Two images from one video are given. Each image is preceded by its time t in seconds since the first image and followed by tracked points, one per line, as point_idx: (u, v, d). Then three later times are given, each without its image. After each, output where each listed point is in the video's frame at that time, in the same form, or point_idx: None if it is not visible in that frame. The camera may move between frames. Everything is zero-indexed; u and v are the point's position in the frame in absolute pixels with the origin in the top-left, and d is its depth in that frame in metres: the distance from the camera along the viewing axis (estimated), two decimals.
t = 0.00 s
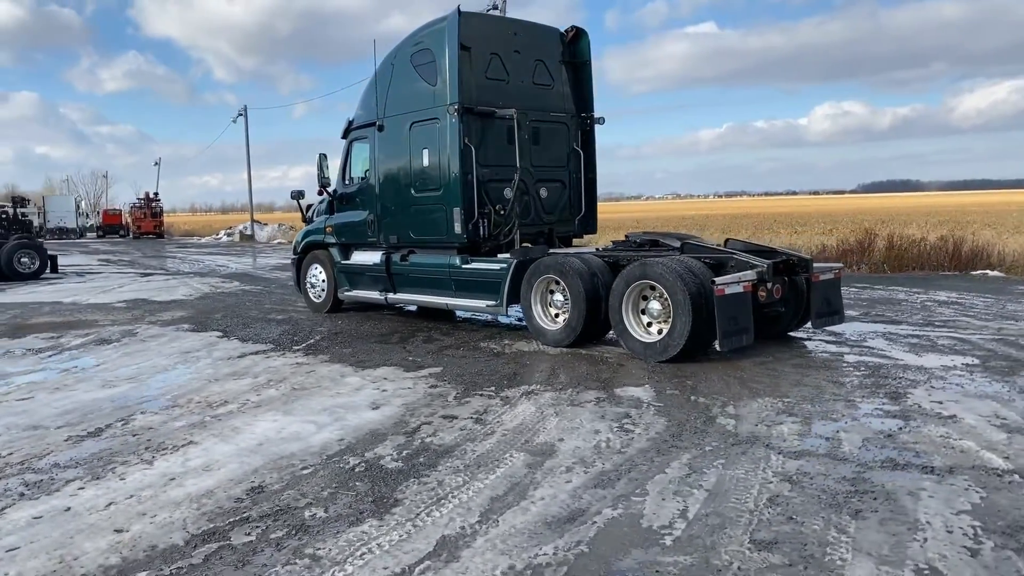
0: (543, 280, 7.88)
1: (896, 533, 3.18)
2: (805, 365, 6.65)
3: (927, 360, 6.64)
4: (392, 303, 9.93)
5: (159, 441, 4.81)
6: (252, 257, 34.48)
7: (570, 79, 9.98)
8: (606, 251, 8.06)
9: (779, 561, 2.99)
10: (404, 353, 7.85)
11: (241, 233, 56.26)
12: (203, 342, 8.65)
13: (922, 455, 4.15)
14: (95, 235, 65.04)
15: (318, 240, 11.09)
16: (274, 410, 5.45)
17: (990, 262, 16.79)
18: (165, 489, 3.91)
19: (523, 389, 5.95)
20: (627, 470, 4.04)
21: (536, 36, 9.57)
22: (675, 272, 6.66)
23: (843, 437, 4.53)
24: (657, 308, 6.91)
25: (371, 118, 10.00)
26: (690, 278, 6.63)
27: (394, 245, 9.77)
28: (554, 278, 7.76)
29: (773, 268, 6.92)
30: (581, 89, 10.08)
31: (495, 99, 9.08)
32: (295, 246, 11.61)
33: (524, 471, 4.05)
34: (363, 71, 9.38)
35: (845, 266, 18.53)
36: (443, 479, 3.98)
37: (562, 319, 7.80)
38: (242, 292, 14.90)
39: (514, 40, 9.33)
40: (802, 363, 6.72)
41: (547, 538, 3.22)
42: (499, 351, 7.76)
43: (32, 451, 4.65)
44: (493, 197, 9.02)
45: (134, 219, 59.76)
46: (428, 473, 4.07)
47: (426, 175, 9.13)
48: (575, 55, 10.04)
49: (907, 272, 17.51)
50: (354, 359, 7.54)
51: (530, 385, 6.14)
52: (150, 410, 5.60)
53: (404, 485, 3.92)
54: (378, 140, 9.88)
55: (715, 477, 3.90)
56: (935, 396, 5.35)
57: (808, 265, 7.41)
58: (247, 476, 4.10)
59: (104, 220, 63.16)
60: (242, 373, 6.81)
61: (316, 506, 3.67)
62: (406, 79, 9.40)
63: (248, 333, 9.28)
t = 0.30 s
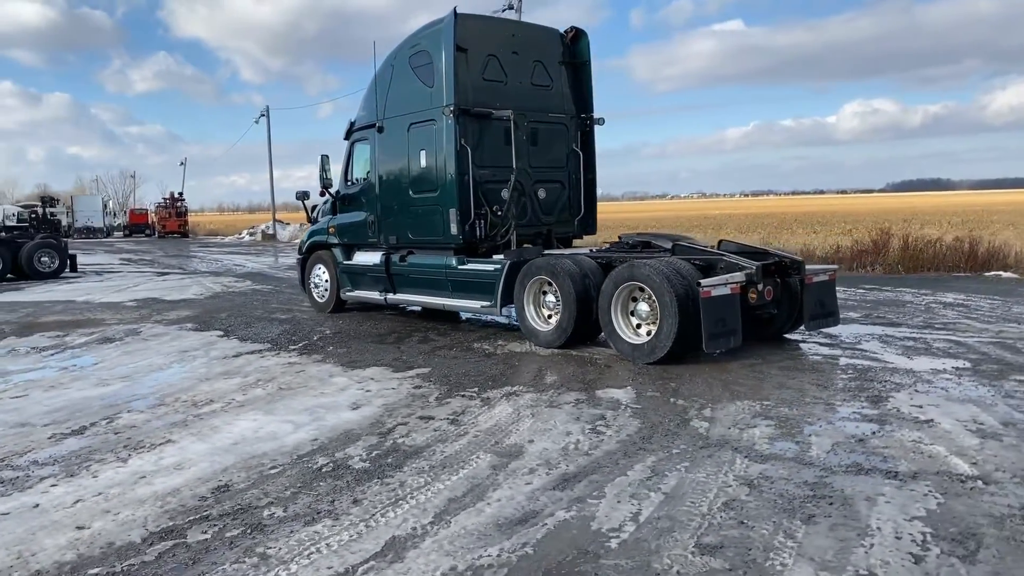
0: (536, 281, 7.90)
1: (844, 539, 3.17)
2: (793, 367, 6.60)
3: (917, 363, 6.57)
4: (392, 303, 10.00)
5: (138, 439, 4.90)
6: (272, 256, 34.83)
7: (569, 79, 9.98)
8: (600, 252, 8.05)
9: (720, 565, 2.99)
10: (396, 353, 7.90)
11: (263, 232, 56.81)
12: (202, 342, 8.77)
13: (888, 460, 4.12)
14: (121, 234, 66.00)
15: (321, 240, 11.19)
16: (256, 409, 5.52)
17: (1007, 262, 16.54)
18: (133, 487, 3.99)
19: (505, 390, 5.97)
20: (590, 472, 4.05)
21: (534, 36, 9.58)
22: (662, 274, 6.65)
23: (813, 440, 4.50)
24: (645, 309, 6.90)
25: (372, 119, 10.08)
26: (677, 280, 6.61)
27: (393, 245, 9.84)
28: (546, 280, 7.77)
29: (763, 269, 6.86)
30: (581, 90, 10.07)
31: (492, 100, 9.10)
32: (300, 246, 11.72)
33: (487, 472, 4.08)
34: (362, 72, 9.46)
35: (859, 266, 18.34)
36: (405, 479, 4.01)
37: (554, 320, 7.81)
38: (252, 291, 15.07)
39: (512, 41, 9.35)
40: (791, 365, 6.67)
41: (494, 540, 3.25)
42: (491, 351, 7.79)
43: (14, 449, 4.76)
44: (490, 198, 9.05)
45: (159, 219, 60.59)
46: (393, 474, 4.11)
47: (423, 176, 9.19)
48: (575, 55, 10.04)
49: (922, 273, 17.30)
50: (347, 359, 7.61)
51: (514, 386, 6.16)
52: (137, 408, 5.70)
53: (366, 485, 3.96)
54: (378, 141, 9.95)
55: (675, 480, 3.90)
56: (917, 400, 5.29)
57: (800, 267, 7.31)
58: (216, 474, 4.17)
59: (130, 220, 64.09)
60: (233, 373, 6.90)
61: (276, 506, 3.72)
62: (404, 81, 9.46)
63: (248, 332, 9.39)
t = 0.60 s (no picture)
0: (526, 280, 7.95)
1: (789, 535, 3.20)
2: (778, 366, 6.60)
3: (903, 363, 6.55)
4: (390, 302, 10.09)
5: (120, 433, 5.01)
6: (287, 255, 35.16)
7: (567, 79, 10.01)
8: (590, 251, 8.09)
9: (660, 559, 3.03)
10: (388, 351, 7.98)
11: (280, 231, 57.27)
12: (200, 339, 8.91)
13: (851, 458, 4.13)
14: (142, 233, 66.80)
15: (322, 239, 11.31)
16: (239, 405, 5.62)
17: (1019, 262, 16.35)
18: (106, 480, 4.10)
19: (486, 388, 6.03)
20: (553, 469, 4.10)
21: (531, 36, 9.63)
22: (647, 273, 6.68)
23: (781, 439, 4.52)
24: (631, 308, 6.94)
25: (370, 119, 10.17)
26: (661, 278, 6.64)
27: (391, 244, 9.93)
28: (536, 278, 7.82)
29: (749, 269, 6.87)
30: (578, 89, 10.10)
31: (487, 100, 9.16)
32: (303, 245, 11.85)
33: (451, 467, 4.14)
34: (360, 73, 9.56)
35: (869, 266, 18.20)
36: (370, 474, 4.08)
37: (544, 319, 7.86)
38: (259, 290, 15.22)
39: (508, 41, 9.40)
40: (775, 364, 6.68)
41: (443, 533, 3.31)
42: (481, 349, 7.85)
43: None
44: (485, 197, 9.12)
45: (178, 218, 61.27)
46: (360, 468, 4.19)
47: (419, 175, 9.27)
48: (573, 55, 10.07)
49: (932, 272, 17.14)
50: (338, 356, 7.70)
51: (496, 384, 6.22)
52: (124, 404, 5.82)
53: (331, 479, 4.03)
54: (376, 140, 10.04)
55: (634, 477, 3.93)
56: (893, 400, 5.29)
57: (789, 266, 7.32)
58: (187, 468, 4.26)
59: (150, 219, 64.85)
60: (223, 369, 7.02)
61: (240, 499, 3.81)
62: (401, 81, 9.55)
63: (247, 330, 9.53)
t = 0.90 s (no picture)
0: (517, 282, 8.01)
1: (733, 538, 3.24)
2: (762, 368, 6.63)
3: (887, 366, 6.55)
4: (388, 303, 10.21)
5: (104, 431, 5.14)
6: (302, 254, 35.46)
7: (564, 81, 10.06)
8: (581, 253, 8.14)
9: (602, 560, 3.08)
10: (381, 351, 8.08)
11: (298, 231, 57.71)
12: (200, 339, 9.06)
13: (812, 462, 4.16)
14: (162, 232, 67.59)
15: (324, 240, 11.44)
16: (223, 405, 5.74)
17: None
18: (82, 477, 4.21)
19: (469, 389, 6.10)
20: (516, 470, 4.17)
21: (527, 39, 9.70)
22: (631, 275, 6.73)
23: (747, 442, 4.56)
24: (618, 310, 7.00)
25: (369, 121, 10.29)
26: (646, 281, 6.68)
27: (389, 246, 10.04)
28: (526, 280, 7.89)
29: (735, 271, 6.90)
30: (576, 91, 10.15)
31: (482, 103, 9.24)
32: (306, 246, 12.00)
33: (417, 468, 4.21)
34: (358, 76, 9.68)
35: (879, 266, 18.08)
36: (337, 474, 4.17)
37: (534, 320, 7.92)
38: (267, 290, 15.40)
39: (503, 44, 9.47)
40: (760, 366, 6.70)
41: (396, 532, 3.38)
42: (472, 351, 7.93)
43: None
44: (480, 199, 9.20)
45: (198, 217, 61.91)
46: (328, 468, 4.28)
47: (416, 178, 9.37)
48: (570, 57, 10.12)
49: (942, 273, 16.99)
50: (330, 356, 7.81)
51: (479, 385, 6.29)
52: (113, 403, 5.95)
53: (299, 479, 4.12)
54: (375, 143, 10.15)
55: (594, 479, 3.99)
56: (868, 404, 5.30)
57: (776, 269, 7.29)
58: (162, 467, 4.37)
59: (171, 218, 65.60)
60: (216, 369, 7.14)
61: (207, 497, 3.90)
62: (399, 84, 9.65)
63: (246, 330, 9.67)
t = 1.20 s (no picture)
0: (511, 281, 8.02)
1: (692, 538, 3.24)
2: (752, 368, 6.59)
3: (878, 367, 6.50)
4: (387, 302, 10.26)
5: (89, 428, 5.20)
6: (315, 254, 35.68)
7: (563, 81, 10.06)
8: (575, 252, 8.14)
9: (557, 559, 3.09)
10: (375, 350, 8.12)
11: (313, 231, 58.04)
12: (199, 337, 9.15)
13: (785, 462, 4.14)
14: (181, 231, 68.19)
15: (326, 240, 11.52)
16: (210, 403, 5.79)
17: None
18: (61, 473, 4.28)
19: (455, 388, 6.12)
20: (487, 468, 4.18)
21: (525, 38, 9.70)
22: (621, 275, 6.73)
23: (722, 442, 4.55)
24: (608, 309, 6.99)
25: (369, 121, 10.33)
26: (636, 280, 6.67)
27: (388, 245, 10.09)
28: (519, 280, 7.89)
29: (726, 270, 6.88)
30: (575, 91, 10.14)
31: (479, 103, 9.26)
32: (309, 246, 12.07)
33: (389, 466, 4.24)
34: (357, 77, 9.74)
35: (890, 266, 17.89)
36: (311, 472, 4.20)
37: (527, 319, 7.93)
38: (273, 289, 15.50)
39: (501, 44, 9.49)
40: (750, 366, 6.66)
41: (357, 529, 3.41)
42: (465, 349, 7.96)
43: None
44: (477, 199, 9.22)
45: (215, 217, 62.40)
46: (302, 466, 4.31)
47: (414, 177, 9.41)
48: (569, 57, 10.12)
49: (954, 274, 16.79)
50: (324, 355, 7.85)
51: (466, 384, 6.31)
52: (103, 400, 6.03)
53: (271, 477, 4.16)
54: (375, 143, 10.20)
55: (563, 478, 4.00)
56: (851, 404, 5.26)
57: (768, 268, 7.26)
58: (140, 464, 4.42)
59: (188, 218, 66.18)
60: (209, 367, 7.21)
61: (180, 493, 3.95)
62: (397, 85, 9.70)
63: (246, 328, 9.74)
